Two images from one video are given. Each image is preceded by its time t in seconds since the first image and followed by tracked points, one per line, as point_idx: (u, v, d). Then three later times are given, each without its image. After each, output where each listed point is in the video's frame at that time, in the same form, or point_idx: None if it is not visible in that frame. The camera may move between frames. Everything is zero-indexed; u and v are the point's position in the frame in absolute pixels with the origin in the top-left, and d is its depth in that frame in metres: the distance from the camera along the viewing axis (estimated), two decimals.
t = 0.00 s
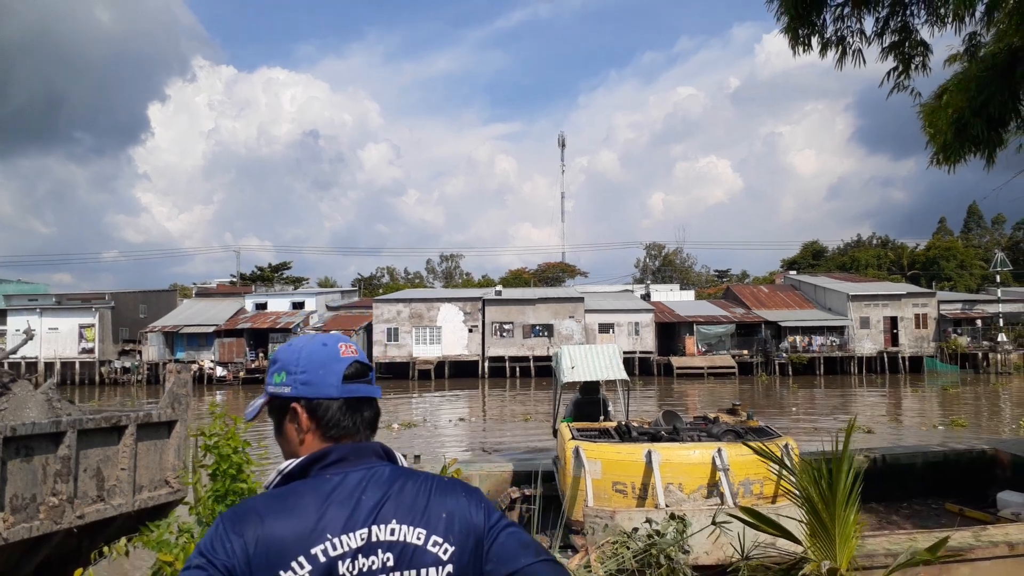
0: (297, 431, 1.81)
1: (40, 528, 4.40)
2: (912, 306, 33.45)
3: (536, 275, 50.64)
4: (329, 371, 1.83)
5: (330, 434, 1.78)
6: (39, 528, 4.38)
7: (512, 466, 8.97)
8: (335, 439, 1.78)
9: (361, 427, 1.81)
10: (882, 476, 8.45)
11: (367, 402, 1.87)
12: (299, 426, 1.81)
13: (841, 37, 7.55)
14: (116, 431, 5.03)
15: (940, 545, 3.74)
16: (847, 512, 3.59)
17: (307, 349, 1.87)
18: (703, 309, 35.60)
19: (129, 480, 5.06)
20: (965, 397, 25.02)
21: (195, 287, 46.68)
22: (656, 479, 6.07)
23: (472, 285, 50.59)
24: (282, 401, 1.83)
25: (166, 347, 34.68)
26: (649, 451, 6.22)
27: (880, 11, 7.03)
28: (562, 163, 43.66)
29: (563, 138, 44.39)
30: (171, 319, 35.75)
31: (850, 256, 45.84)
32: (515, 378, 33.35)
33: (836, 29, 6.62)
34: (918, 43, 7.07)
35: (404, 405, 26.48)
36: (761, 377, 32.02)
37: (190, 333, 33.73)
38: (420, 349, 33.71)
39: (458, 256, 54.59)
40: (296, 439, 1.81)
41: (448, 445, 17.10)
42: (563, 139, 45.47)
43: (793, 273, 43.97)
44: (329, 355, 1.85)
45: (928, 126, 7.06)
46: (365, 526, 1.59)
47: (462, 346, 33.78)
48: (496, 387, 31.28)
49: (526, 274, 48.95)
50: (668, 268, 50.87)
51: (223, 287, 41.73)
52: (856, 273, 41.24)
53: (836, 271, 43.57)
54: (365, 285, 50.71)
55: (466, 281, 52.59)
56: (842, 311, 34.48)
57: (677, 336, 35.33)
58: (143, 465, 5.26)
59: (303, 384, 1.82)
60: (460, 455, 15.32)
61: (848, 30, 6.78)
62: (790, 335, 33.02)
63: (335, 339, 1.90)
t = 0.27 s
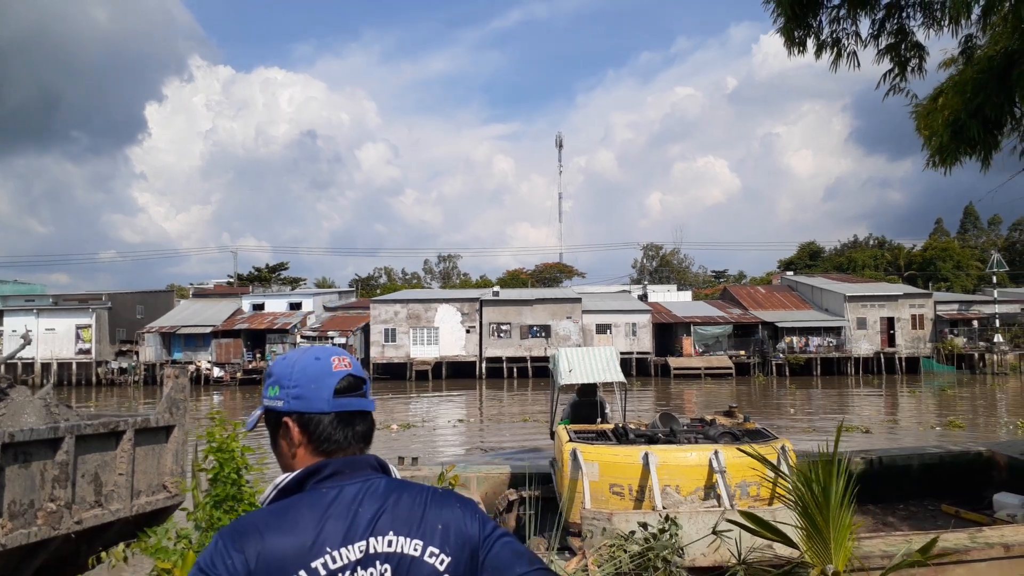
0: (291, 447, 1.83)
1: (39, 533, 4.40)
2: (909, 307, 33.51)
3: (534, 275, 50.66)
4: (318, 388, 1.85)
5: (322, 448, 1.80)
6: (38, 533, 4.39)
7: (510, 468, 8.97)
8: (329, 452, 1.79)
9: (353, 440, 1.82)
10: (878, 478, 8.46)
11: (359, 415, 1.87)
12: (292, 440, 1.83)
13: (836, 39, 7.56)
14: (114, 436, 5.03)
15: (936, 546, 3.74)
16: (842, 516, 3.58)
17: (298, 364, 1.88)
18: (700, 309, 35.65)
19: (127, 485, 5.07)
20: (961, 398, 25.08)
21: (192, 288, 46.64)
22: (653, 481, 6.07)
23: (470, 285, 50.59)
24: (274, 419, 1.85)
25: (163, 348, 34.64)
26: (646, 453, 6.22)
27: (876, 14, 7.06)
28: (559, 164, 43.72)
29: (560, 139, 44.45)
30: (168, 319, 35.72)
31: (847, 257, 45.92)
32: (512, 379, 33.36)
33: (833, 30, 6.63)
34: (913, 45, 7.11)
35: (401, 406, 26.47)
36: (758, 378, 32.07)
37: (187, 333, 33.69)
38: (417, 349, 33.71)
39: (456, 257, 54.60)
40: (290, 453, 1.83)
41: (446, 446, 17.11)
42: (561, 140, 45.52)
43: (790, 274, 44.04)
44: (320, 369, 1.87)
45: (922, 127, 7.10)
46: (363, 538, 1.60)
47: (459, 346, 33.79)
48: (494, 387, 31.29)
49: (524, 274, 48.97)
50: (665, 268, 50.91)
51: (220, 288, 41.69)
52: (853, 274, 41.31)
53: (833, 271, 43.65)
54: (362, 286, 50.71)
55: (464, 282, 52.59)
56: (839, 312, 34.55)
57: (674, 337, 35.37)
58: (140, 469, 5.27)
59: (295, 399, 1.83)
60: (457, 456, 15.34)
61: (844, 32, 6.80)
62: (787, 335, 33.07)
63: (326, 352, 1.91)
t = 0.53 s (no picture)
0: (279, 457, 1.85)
1: (36, 537, 4.39)
2: (906, 306, 33.56)
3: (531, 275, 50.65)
4: (294, 398, 1.85)
5: (311, 457, 1.80)
6: (35, 537, 4.37)
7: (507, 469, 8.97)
8: (318, 461, 1.79)
9: (340, 447, 1.81)
10: (875, 478, 8.48)
11: (342, 424, 1.84)
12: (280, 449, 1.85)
13: (833, 38, 7.57)
14: (111, 439, 5.02)
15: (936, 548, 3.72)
16: (840, 516, 3.58)
17: (283, 375, 1.91)
18: (697, 309, 35.66)
19: (123, 488, 5.06)
20: (958, 397, 25.12)
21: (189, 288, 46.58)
22: (651, 481, 6.07)
23: (467, 285, 50.58)
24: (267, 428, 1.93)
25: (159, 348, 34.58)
26: (644, 453, 6.22)
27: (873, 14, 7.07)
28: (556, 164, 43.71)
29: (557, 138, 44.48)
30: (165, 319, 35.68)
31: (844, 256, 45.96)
32: (510, 378, 33.35)
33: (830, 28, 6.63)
34: (910, 44, 7.11)
35: (399, 406, 26.46)
36: (755, 377, 32.09)
37: (184, 333, 33.64)
38: (415, 349, 33.69)
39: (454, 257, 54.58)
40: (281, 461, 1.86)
41: (443, 446, 17.09)
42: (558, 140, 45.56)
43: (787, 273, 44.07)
44: (301, 378, 1.87)
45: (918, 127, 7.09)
46: (358, 545, 1.59)
47: (457, 346, 33.78)
48: (491, 387, 31.28)
49: (521, 274, 48.97)
50: (662, 268, 50.93)
51: (217, 288, 41.63)
52: (850, 273, 41.35)
53: (830, 271, 43.69)
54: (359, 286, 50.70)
55: (461, 281, 52.56)
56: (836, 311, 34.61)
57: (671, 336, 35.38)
58: (137, 473, 5.26)
59: (277, 408, 1.85)
60: (455, 456, 15.33)
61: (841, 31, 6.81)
62: (784, 335, 33.11)
63: (307, 361, 1.90)
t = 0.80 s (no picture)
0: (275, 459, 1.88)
1: (26, 540, 4.43)
2: (900, 306, 33.74)
3: (526, 275, 50.73)
4: (288, 401, 1.87)
5: (303, 463, 1.82)
6: (25, 540, 4.42)
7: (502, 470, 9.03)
8: (310, 467, 1.80)
9: (331, 453, 1.82)
10: (869, 479, 8.57)
11: (334, 431, 1.85)
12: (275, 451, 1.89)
13: (828, 40, 7.67)
14: (103, 441, 5.08)
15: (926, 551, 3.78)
16: (834, 518, 3.66)
17: (282, 378, 1.94)
18: (692, 309, 35.76)
19: (115, 491, 5.12)
20: (951, 397, 25.28)
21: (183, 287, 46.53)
22: (645, 480, 6.15)
23: (463, 285, 50.63)
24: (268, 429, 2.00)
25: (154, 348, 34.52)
26: (638, 452, 6.31)
27: (866, 14, 7.16)
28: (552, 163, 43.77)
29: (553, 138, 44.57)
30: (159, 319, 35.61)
31: (838, 256, 46.15)
32: (505, 378, 33.41)
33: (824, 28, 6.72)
34: (903, 45, 7.21)
35: (394, 405, 26.50)
36: (749, 377, 32.22)
37: (178, 333, 33.60)
38: (410, 349, 33.73)
39: (449, 256, 54.59)
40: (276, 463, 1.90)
41: (437, 446, 17.16)
42: (554, 139, 45.65)
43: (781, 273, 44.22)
44: (296, 384, 1.90)
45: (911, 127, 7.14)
46: (347, 551, 1.58)
47: (452, 346, 33.83)
48: (486, 387, 31.33)
49: (516, 274, 49.03)
50: (657, 268, 51.07)
51: (211, 287, 41.58)
52: (844, 273, 41.52)
53: (824, 270, 43.86)
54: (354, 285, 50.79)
55: (456, 281, 52.57)
56: (830, 311, 34.76)
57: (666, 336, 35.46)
58: (130, 475, 5.32)
59: (273, 411, 1.89)
60: (448, 457, 15.38)
61: (835, 32, 6.90)
62: (779, 334, 33.25)
63: (304, 367, 1.92)
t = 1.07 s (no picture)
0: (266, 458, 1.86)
1: (15, 541, 4.44)
2: (893, 305, 33.96)
3: (521, 273, 50.84)
4: (276, 404, 1.83)
5: (292, 467, 1.77)
6: (14, 541, 4.43)
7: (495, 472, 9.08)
8: (300, 470, 1.76)
9: (321, 457, 1.77)
10: (862, 480, 8.65)
11: (322, 435, 1.79)
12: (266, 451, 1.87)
13: (824, 37, 7.75)
14: (92, 441, 5.14)
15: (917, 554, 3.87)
16: (827, 519, 3.75)
17: (271, 381, 1.89)
18: (686, 308, 35.92)
19: (105, 491, 5.18)
20: (942, 395, 25.49)
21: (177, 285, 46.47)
22: (638, 476, 6.22)
23: (457, 283, 50.72)
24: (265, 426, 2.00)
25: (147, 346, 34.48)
26: (631, 448, 6.36)
27: (862, 13, 7.25)
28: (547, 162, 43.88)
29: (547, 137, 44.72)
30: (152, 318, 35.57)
31: (831, 255, 46.40)
32: (499, 376, 33.51)
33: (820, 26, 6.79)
34: (898, 43, 7.30)
35: (388, 404, 26.54)
36: (742, 376, 32.41)
37: (171, 331, 33.54)
38: (404, 347, 33.78)
39: (443, 255, 54.67)
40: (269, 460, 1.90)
41: (431, 444, 17.23)
42: (548, 138, 45.73)
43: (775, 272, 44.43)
44: (283, 385, 1.85)
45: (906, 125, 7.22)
46: (335, 556, 1.54)
47: (446, 344, 33.90)
48: (480, 385, 31.42)
49: (511, 272, 49.16)
50: (651, 266, 51.26)
51: (205, 286, 41.54)
52: (837, 272, 41.76)
53: (817, 269, 44.10)
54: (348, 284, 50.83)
55: (451, 279, 52.65)
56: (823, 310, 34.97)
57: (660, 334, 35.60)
58: (120, 475, 5.38)
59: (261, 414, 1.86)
60: (442, 455, 15.46)
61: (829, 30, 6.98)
62: (772, 333, 33.41)
63: (294, 369, 1.87)
